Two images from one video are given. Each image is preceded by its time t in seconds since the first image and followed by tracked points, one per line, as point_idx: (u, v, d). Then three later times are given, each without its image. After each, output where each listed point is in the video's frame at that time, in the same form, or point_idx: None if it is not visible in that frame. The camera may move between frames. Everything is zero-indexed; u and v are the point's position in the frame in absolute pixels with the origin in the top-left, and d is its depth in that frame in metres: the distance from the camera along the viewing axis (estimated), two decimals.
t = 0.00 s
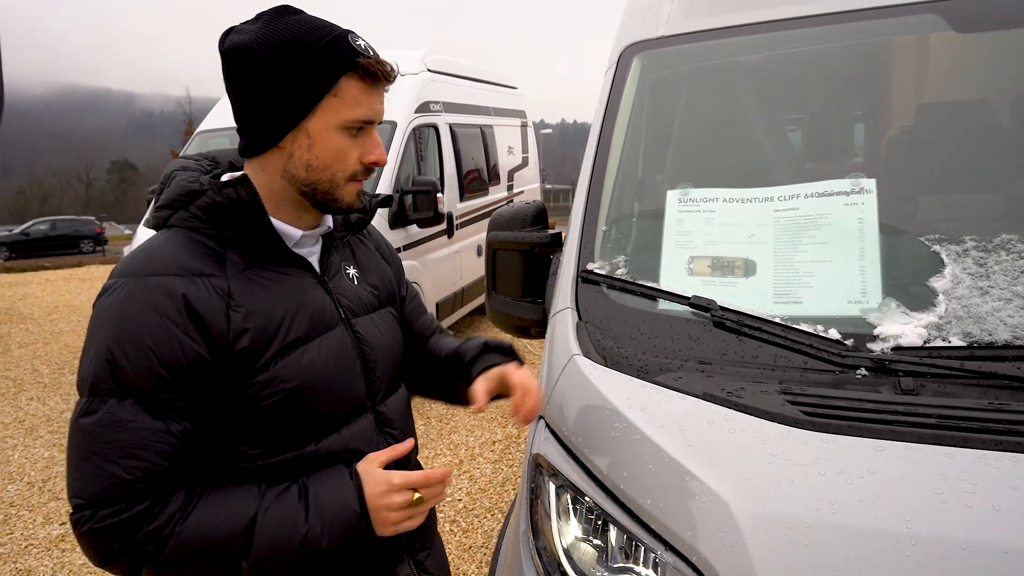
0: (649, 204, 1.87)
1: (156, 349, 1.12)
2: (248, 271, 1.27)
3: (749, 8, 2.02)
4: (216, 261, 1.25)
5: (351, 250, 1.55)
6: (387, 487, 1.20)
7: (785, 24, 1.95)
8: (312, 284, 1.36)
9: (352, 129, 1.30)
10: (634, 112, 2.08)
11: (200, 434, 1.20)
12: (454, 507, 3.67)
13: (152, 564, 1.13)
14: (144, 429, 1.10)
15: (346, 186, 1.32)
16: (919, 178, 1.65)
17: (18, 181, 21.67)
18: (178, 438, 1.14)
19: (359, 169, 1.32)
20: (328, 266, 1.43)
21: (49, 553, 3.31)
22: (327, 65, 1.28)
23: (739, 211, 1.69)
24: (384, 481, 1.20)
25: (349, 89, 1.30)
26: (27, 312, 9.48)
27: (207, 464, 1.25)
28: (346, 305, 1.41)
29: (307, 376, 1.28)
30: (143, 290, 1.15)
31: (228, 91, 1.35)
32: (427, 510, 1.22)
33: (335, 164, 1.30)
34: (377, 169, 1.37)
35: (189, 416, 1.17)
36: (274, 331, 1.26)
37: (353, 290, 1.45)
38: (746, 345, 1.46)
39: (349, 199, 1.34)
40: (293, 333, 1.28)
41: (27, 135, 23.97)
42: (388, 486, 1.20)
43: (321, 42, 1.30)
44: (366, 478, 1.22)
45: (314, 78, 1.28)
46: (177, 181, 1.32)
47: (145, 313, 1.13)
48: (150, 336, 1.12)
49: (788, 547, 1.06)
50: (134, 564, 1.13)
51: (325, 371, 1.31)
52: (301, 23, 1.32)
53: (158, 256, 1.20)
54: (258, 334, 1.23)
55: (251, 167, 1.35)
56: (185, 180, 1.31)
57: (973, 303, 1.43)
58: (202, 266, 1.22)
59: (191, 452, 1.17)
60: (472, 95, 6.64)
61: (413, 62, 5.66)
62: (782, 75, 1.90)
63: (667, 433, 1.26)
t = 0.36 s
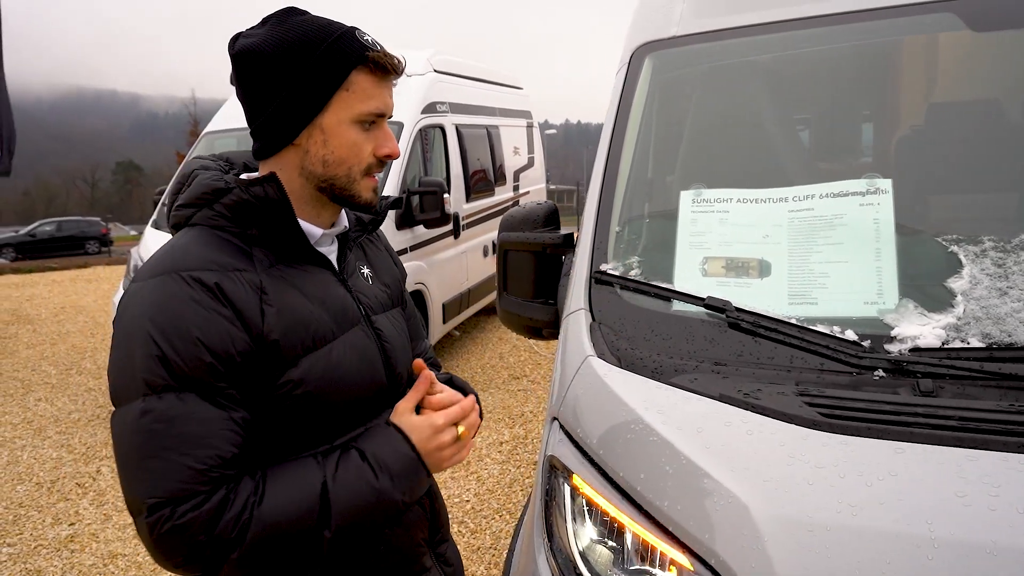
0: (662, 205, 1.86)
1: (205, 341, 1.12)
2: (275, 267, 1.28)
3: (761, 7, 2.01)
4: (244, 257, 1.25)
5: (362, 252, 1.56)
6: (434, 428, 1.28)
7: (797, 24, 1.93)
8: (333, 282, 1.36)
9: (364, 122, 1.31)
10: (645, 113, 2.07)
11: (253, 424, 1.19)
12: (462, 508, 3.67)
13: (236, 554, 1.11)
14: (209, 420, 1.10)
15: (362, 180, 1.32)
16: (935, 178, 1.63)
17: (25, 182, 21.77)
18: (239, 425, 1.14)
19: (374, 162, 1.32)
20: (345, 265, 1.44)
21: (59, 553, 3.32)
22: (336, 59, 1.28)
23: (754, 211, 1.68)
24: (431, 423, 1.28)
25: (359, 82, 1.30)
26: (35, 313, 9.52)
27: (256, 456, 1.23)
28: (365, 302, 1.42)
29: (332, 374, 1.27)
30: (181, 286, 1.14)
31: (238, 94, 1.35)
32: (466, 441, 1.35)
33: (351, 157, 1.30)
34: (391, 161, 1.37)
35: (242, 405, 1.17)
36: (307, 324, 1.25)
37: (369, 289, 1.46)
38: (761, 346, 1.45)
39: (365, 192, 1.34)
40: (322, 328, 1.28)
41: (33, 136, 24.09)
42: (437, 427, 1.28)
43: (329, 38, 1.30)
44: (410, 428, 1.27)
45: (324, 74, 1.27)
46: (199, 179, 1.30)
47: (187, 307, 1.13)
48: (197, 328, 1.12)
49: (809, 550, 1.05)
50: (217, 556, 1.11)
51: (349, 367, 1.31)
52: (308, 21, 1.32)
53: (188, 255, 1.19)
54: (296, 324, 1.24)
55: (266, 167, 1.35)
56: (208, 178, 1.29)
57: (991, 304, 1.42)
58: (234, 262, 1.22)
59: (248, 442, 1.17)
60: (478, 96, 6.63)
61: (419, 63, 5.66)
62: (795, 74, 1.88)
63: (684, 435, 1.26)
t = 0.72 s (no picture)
0: (661, 206, 1.85)
1: (216, 338, 1.11)
2: (277, 266, 1.27)
3: (760, 6, 2.00)
4: (246, 255, 1.23)
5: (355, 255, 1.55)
6: (442, 442, 1.27)
7: (797, 23, 1.92)
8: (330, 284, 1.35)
9: (360, 118, 1.29)
10: (643, 113, 2.06)
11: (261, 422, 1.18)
12: (461, 509, 3.66)
13: (252, 554, 1.11)
14: (219, 417, 1.09)
15: (359, 177, 1.30)
16: (936, 178, 1.62)
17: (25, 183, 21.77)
18: (250, 422, 1.14)
19: (371, 158, 1.31)
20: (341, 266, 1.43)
21: (56, 555, 3.31)
22: (330, 56, 1.27)
23: (753, 212, 1.67)
24: (439, 436, 1.27)
25: (354, 79, 1.29)
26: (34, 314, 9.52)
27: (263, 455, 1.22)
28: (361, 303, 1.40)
29: (329, 377, 1.26)
30: (187, 284, 1.13)
31: (234, 97, 1.35)
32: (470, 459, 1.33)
33: (347, 154, 1.28)
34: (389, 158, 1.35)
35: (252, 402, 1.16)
36: (309, 323, 1.25)
37: (363, 291, 1.45)
38: (761, 349, 1.44)
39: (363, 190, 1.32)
40: (321, 329, 1.27)
41: (32, 136, 24.06)
42: (444, 441, 1.27)
43: (322, 36, 1.29)
44: (417, 436, 1.27)
45: (318, 71, 1.26)
46: (199, 177, 1.27)
47: (195, 305, 1.11)
48: (207, 326, 1.10)
49: (809, 555, 1.04)
50: (234, 556, 1.10)
51: (347, 369, 1.30)
52: (302, 20, 1.31)
53: (190, 253, 1.17)
54: (301, 321, 1.23)
55: (263, 169, 1.34)
56: (210, 175, 1.26)
57: (993, 305, 1.40)
58: (237, 260, 1.21)
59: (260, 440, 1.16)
60: (477, 96, 6.61)
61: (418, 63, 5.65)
62: (794, 74, 1.87)
63: (684, 439, 1.24)
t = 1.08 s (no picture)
0: (652, 211, 1.84)
1: (184, 348, 1.10)
2: (254, 275, 1.26)
3: (752, 10, 1.99)
4: (223, 264, 1.23)
5: (341, 263, 1.54)
6: (420, 457, 1.25)
7: (789, 27, 1.91)
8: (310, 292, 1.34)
9: (345, 126, 1.28)
10: (635, 116, 2.05)
11: (231, 432, 1.17)
12: (455, 514, 3.64)
13: (216, 568, 1.09)
14: (185, 428, 1.08)
15: (343, 185, 1.29)
16: (927, 183, 1.61)
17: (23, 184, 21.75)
18: (218, 434, 1.13)
19: (356, 167, 1.30)
20: (322, 275, 1.42)
21: (49, 560, 3.29)
22: (316, 63, 1.26)
23: (744, 217, 1.66)
24: (417, 450, 1.25)
25: (340, 87, 1.28)
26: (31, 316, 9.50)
27: (236, 466, 1.21)
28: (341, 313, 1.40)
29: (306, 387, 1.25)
30: (158, 293, 1.12)
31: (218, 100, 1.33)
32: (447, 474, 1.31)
33: (331, 163, 1.27)
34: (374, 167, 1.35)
35: (221, 413, 1.15)
36: (281, 334, 1.23)
37: (346, 300, 1.44)
38: (751, 355, 1.43)
39: (348, 199, 1.31)
40: (296, 340, 1.26)
41: (31, 138, 24.05)
42: (421, 457, 1.25)
43: (309, 43, 1.28)
44: (395, 450, 1.25)
45: (304, 78, 1.26)
46: (177, 184, 1.26)
47: (165, 313, 1.10)
48: (175, 336, 1.09)
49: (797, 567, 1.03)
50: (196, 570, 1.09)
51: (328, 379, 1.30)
52: (289, 26, 1.31)
53: (166, 260, 1.16)
54: (273, 333, 1.22)
55: (244, 174, 1.33)
56: (189, 183, 1.26)
57: (984, 312, 1.40)
58: (212, 268, 1.20)
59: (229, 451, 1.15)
60: (474, 98, 6.61)
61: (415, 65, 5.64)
62: (785, 79, 1.86)
63: (672, 448, 1.23)
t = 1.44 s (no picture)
0: (644, 209, 1.83)
1: (129, 344, 1.09)
2: (220, 273, 1.25)
3: (745, 8, 1.98)
4: (190, 260, 1.23)
5: (334, 261, 1.52)
6: (369, 472, 1.15)
7: (783, 25, 1.91)
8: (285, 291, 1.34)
9: (284, 117, 1.28)
10: (628, 114, 2.04)
11: (177, 430, 1.17)
12: (450, 514, 3.63)
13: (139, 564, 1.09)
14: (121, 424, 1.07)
15: (286, 178, 1.30)
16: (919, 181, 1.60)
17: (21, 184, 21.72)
18: (157, 432, 1.11)
19: (297, 159, 1.29)
20: (304, 274, 1.41)
21: (41, 561, 3.27)
22: (257, 55, 1.28)
23: (735, 216, 1.65)
24: (366, 463, 1.16)
25: (280, 76, 1.28)
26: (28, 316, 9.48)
27: (184, 463, 1.21)
28: (319, 314, 1.39)
29: (267, 387, 1.24)
30: (112, 284, 1.12)
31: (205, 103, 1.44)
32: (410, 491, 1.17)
33: (270, 155, 1.28)
34: (326, 158, 1.32)
35: (166, 410, 1.14)
36: (237, 335, 1.22)
37: (331, 300, 1.43)
38: (741, 354, 1.42)
39: (292, 191, 1.31)
40: (257, 339, 1.25)
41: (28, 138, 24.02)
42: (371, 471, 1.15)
43: (255, 34, 1.29)
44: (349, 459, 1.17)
45: (244, 71, 1.28)
46: (154, 179, 1.30)
47: (114, 307, 1.10)
48: (121, 330, 1.09)
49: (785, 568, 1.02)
50: (119, 565, 1.09)
51: (291, 380, 1.28)
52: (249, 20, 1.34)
53: (130, 252, 1.17)
54: (228, 334, 1.20)
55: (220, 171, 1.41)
56: (163, 178, 1.29)
57: (975, 311, 1.39)
58: (175, 264, 1.20)
59: (169, 450, 1.14)
60: (471, 97, 6.60)
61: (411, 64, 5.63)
62: (778, 77, 1.86)
63: (661, 447, 1.22)
